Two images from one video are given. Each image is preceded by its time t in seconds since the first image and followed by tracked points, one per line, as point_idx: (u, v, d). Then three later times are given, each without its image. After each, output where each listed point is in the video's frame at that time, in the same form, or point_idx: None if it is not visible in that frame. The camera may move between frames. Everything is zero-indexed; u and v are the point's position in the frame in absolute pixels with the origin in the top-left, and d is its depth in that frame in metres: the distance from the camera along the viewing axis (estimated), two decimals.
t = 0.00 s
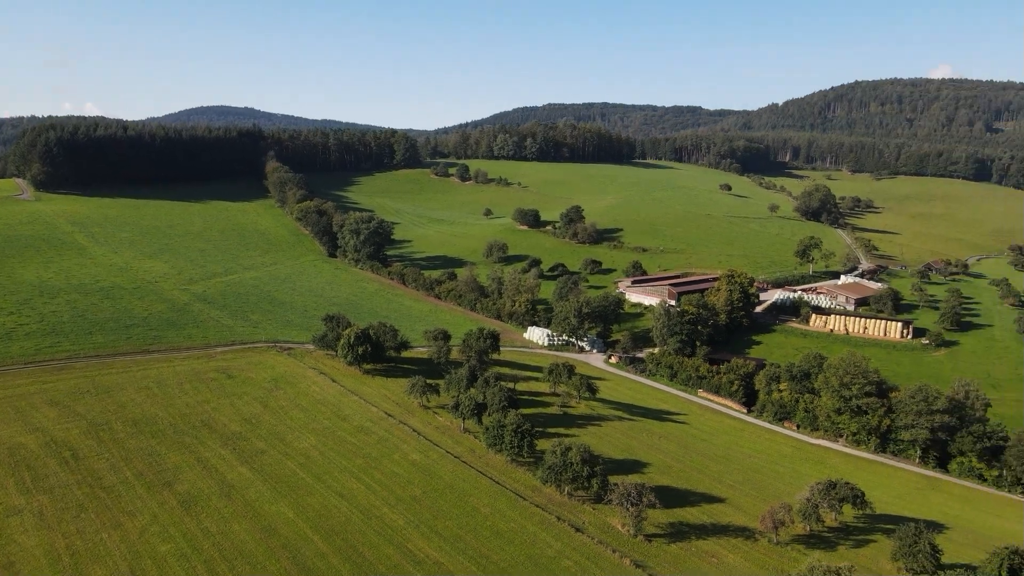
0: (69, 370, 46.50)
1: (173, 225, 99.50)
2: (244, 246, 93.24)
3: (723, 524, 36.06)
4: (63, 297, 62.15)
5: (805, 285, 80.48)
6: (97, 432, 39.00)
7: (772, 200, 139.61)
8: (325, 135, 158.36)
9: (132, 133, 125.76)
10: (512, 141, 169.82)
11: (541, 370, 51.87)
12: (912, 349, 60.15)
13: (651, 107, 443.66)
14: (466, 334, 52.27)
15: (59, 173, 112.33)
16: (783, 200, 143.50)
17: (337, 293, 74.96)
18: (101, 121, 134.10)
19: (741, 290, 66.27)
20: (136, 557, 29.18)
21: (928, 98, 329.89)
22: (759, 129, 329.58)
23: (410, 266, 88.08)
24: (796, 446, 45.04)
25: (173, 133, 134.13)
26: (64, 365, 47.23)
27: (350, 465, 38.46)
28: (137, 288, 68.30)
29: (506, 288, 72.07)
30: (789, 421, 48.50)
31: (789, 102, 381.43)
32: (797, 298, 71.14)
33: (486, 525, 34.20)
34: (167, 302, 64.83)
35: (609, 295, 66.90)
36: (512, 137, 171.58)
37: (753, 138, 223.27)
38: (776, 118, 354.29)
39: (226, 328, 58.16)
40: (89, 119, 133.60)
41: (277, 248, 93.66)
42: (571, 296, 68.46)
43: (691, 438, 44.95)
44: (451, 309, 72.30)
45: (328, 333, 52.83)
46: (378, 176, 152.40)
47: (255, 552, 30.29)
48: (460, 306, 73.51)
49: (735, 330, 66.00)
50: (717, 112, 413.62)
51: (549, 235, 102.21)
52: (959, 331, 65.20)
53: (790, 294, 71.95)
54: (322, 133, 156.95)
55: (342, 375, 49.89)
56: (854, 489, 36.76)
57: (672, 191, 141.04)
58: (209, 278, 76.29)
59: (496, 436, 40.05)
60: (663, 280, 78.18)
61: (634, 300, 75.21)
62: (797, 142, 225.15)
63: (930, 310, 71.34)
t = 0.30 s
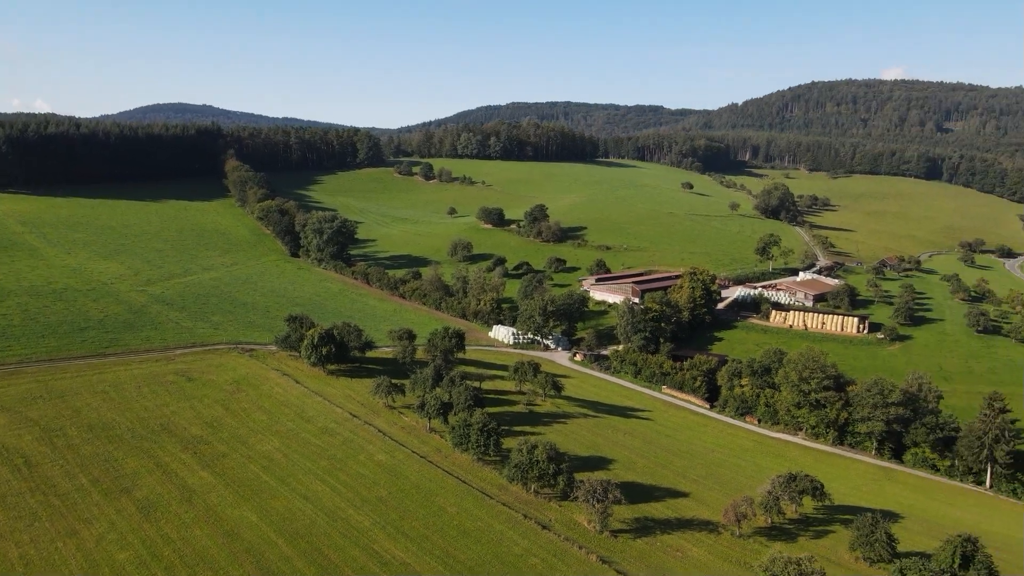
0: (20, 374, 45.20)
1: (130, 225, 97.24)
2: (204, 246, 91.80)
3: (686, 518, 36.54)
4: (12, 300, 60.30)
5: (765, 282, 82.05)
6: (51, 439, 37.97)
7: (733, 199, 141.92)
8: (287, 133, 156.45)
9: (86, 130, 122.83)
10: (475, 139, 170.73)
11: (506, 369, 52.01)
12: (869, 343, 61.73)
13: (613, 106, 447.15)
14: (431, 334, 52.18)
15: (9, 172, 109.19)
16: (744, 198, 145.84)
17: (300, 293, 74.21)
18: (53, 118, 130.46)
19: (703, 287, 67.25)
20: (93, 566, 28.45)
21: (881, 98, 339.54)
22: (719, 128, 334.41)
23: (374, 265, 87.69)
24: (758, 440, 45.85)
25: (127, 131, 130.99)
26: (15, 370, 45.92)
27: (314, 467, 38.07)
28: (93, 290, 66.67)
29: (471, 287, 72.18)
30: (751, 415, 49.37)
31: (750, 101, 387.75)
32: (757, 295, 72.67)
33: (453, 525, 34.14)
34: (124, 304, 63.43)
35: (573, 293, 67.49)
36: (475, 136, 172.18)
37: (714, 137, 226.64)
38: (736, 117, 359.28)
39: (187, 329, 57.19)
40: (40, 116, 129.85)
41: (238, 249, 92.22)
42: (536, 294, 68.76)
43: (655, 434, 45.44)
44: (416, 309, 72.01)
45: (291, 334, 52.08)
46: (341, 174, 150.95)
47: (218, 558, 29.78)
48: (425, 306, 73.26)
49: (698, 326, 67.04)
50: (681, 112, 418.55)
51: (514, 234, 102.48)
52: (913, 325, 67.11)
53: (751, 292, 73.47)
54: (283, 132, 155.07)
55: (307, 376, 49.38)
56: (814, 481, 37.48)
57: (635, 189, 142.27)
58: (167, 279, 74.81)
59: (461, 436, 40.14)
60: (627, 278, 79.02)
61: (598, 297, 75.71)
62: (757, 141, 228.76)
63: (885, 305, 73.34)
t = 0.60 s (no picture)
0: None
1: (85, 226, 94.64)
2: (162, 246, 89.89)
3: (651, 513, 36.96)
4: None
5: (726, 279, 83.37)
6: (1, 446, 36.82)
7: (694, 197, 143.85)
8: (246, 131, 153.75)
9: (35, 129, 119.14)
10: (439, 138, 170.19)
11: (472, 368, 51.96)
12: (827, 338, 63.27)
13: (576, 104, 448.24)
14: (396, 333, 51.92)
15: None
16: (705, 196, 147.81)
17: (261, 294, 73.14)
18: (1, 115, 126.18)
19: (666, 284, 68.11)
20: None
21: (838, 99, 347.80)
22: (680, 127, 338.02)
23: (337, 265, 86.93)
24: (721, 435, 46.54)
25: (80, 129, 127.40)
26: None
27: (278, 469, 37.58)
28: (45, 292, 64.74)
29: (435, 286, 71.98)
30: (713, 410, 50.11)
31: (712, 101, 393.36)
32: (719, 292, 73.85)
33: (420, 525, 33.99)
34: (77, 306, 61.75)
35: (538, 292, 67.77)
36: (439, 134, 171.70)
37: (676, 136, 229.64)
38: (696, 117, 363.62)
39: (143, 332, 55.97)
40: None
41: (197, 249, 90.39)
42: (501, 293, 68.84)
43: (620, 431, 45.81)
44: (380, 309, 71.51)
45: (252, 335, 51.24)
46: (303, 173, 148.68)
47: (179, 564, 29.23)
48: (389, 305, 72.80)
49: (661, 323, 67.83)
50: (643, 112, 422.08)
51: (479, 233, 102.38)
52: (869, 320, 68.92)
53: (713, 289, 74.54)
54: (242, 130, 152.57)
55: (269, 377, 48.66)
56: (774, 474, 38.06)
57: (598, 188, 143.24)
58: (123, 280, 73.04)
59: (427, 435, 40.03)
60: (590, 276, 79.73)
61: (562, 295, 76.07)
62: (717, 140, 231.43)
63: (842, 301, 75.11)
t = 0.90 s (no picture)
0: None
1: (38, 227, 91.95)
2: (117, 247, 87.91)
3: (616, 509, 37.25)
4: None
5: (687, 276, 84.61)
6: None
7: (656, 195, 145.52)
8: (204, 128, 149.89)
9: None
10: (401, 137, 168.61)
11: (437, 367, 51.89)
12: (786, 333, 64.67)
13: (541, 102, 448.49)
14: (360, 333, 51.61)
15: None
16: (667, 195, 149.42)
17: (220, 295, 71.98)
18: None
19: (630, 282, 68.56)
20: None
21: (795, 99, 355.30)
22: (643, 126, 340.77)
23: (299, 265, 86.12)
24: (684, 430, 47.14)
25: (30, 126, 125.06)
26: None
27: (240, 473, 37.01)
28: None
29: (399, 285, 71.74)
30: (676, 406, 50.77)
31: (675, 100, 397.28)
32: (681, 289, 74.74)
33: (386, 526, 33.77)
34: (28, 309, 60.08)
35: (502, 291, 68.08)
36: (401, 133, 170.47)
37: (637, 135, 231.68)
38: (658, 116, 366.62)
39: (98, 334, 54.70)
40: None
41: (155, 250, 88.56)
42: (465, 292, 68.94)
43: (585, 428, 46.09)
44: (343, 309, 70.91)
45: (212, 336, 50.48)
46: (263, 172, 146.53)
47: (137, 571, 28.59)
48: (352, 305, 72.22)
49: (624, 321, 68.53)
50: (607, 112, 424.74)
51: (442, 232, 102.11)
52: (826, 315, 70.55)
53: (675, 286, 75.42)
54: (200, 127, 149.24)
55: (230, 379, 47.93)
56: (737, 468, 38.46)
57: (561, 187, 144.01)
58: (76, 282, 71.32)
59: (392, 435, 39.90)
60: (555, 275, 80.23)
61: (526, 294, 76.43)
62: (679, 139, 233.04)
63: (800, 297, 76.74)
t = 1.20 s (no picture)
0: None
1: None
2: (71, 249, 85.59)
3: (582, 506, 37.48)
4: None
5: (650, 273, 85.64)
6: None
7: (618, 194, 146.86)
8: (161, 126, 147.21)
9: None
10: (364, 135, 166.90)
11: (401, 367, 51.64)
12: (747, 330, 65.89)
13: (505, 102, 448.29)
14: (323, 334, 51.15)
15: None
16: (629, 193, 150.58)
17: (179, 296, 70.61)
18: None
19: (593, 280, 70.07)
20: None
21: (753, 99, 361.69)
22: (604, 125, 343.55)
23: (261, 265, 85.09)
24: (648, 426, 47.63)
25: None
26: None
27: (201, 477, 36.37)
28: None
29: (363, 285, 71.30)
30: (640, 403, 51.28)
31: (637, 99, 400.78)
32: (644, 287, 75.38)
33: (351, 528, 33.48)
34: None
35: (467, 290, 68.18)
36: (365, 131, 168.99)
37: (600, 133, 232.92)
38: (620, 115, 368.71)
39: (49, 338, 53.26)
40: None
41: (111, 252, 86.39)
42: (430, 291, 68.82)
43: (550, 426, 46.24)
44: (305, 309, 70.17)
45: (171, 338, 49.56)
46: (221, 171, 144.08)
47: None
48: (315, 305, 71.52)
49: (588, 319, 68.92)
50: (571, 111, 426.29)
51: (406, 231, 101.53)
52: (785, 311, 71.97)
53: (638, 284, 76.05)
54: (157, 124, 146.22)
55: (190, 382, 47.07)
56: (699, 463, 38.99)
57: (525, 185, 144.40)
58: (27, 285, 69.27)
59: (357, 436, 39.66)
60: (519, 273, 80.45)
61: (491, 292, 76.61)
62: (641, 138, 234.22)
63: (759, 294, 78.22)
